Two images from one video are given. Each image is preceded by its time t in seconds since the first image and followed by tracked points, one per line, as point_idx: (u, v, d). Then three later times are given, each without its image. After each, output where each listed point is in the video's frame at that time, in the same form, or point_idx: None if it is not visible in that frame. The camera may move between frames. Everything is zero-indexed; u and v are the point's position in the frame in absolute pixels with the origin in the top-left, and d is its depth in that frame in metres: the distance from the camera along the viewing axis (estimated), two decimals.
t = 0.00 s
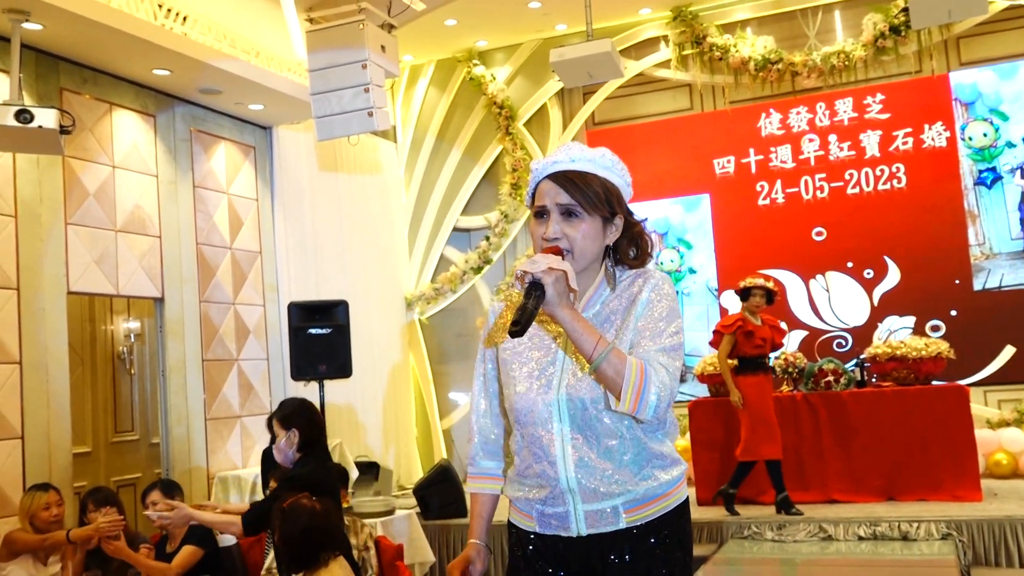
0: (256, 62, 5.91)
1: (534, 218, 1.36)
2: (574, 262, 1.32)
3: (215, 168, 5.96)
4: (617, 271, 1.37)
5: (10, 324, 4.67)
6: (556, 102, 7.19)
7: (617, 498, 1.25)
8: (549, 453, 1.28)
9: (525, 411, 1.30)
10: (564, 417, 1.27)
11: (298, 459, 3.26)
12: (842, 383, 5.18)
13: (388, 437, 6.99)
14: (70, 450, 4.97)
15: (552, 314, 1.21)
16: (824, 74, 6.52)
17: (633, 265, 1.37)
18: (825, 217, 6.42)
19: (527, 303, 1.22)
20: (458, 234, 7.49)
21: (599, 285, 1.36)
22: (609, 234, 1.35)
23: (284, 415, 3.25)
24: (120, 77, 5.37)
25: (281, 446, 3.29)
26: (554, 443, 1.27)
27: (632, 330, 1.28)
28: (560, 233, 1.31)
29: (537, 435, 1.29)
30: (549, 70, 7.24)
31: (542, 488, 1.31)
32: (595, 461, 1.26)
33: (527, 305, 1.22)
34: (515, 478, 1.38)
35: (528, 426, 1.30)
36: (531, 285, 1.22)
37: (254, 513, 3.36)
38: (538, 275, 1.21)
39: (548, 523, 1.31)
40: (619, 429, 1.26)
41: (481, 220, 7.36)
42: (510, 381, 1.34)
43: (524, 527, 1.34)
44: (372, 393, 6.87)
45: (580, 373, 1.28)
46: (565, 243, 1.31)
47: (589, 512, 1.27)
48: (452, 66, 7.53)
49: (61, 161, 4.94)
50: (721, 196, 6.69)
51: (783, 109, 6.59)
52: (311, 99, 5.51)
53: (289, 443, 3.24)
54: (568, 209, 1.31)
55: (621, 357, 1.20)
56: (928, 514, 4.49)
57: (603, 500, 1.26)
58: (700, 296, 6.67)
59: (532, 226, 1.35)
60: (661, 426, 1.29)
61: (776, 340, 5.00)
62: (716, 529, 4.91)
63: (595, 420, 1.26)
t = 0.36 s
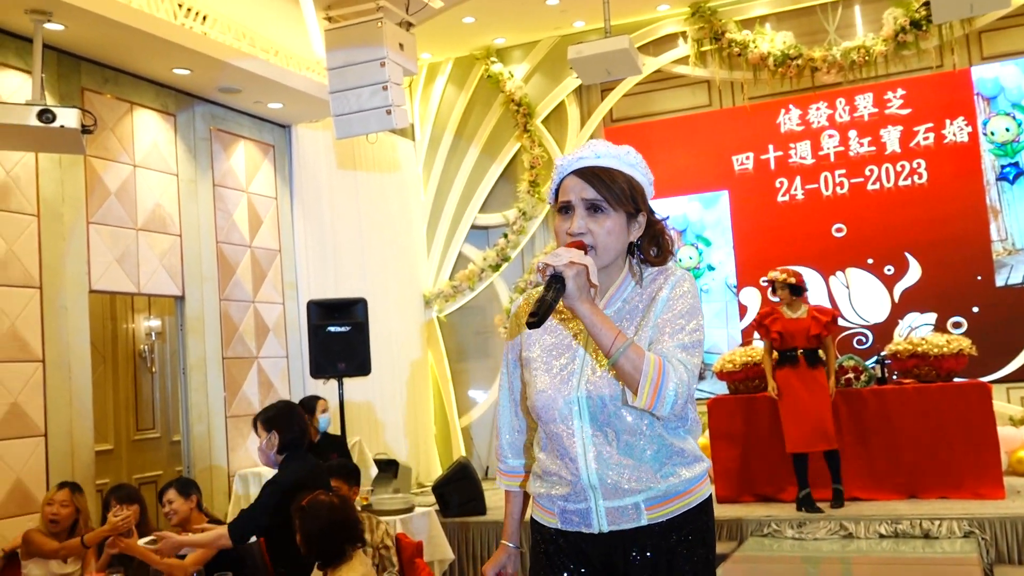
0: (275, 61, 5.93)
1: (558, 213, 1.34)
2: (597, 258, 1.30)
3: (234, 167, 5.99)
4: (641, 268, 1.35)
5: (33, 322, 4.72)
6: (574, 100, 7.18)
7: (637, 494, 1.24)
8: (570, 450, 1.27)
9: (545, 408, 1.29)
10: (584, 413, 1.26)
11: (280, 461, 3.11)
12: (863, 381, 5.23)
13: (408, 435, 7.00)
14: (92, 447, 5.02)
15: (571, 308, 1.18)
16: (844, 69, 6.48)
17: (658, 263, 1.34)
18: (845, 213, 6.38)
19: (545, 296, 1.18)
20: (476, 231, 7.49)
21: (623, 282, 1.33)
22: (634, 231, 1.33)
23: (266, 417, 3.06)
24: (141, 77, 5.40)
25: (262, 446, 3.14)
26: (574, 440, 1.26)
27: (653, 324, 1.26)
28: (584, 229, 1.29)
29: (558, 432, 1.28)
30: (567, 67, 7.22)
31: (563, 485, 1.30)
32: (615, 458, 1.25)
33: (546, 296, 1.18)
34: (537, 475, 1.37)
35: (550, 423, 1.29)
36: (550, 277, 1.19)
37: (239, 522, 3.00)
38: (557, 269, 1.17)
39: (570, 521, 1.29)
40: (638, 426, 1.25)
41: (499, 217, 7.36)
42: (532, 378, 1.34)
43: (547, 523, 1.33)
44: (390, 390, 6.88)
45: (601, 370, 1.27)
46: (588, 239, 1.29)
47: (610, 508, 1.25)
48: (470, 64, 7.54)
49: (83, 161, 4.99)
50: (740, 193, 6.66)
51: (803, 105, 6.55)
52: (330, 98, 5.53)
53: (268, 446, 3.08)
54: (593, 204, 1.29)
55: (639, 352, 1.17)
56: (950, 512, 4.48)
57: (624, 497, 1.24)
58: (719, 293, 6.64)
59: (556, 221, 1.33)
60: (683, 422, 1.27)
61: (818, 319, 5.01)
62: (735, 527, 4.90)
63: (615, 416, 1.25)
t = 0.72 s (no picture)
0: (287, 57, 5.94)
1: (576, 208, 1.32)
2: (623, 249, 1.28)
3: (247, 163, 6.01)
4: (653, 261, 1.34)
5: (47, 317, 4.76)
6: (586, 95, 7.17)
7: (656, 486, 1.21)
8: (588, 441, 1.24)
9: (562, 400, 1.26)
10: (602, 405, 1.23)
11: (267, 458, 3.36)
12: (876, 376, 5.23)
13: (420, 430, 7.02)
14: (107, 442, 5.06)
15: (604, 296, 1.17)
16: (858, 64, 6.44)
17: (666, 253, 1.35)
18: (859, 209, 6.35)
19: (583, 281, 1.17)
20: (488, 227, 7.49)
21: (637, 273, 1.32)
22: (649, 221, 1.33)
23: (256, 419, 3.29)
24: (154, 73, 5.42)
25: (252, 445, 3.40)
26: (591, 432, 1.23)
27: (671, 314, 1.25)
28: (609, 219, 1.28)
29: (575, 424, 1.25)
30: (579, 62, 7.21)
31: (579, 478, 1.26)
32: (633, 450, 1.22)
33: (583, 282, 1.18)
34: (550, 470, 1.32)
35: (566, 415, 1.26)
36: (588, 263, 1.17)
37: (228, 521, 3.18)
38: (596, 254, 1.16)
39: (585, 513, 1.25)
40: (656, 418, 1.22)
41: (511, 213, 7.36)
42: (546, 371, 1.30)
43: (561, 517, 1.29)
44: (403, 386, 6.89)
45: (619, 360, 1.24)
46: (613, 229, 1.27)
47: (627, 501, 1.22)
48: (482, 59, 7.53)
49: (97, 157, 5.01)
50: (753, 188, 6.64)
51: (816, 99, 6.52)
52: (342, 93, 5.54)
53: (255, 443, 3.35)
54: (616, 194, 1.29)
55: (672, 341, 1.16)
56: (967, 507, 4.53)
57: (642, 489, 1.21)
58: (732, 288, 6.61)
59: (574, 216, 1.31)
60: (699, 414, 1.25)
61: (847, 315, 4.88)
62: (743, 524, 4.91)
63: (635, 407, 1.22)
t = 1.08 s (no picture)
0: (293, 52, 5.94)
1: (585, 198, 1.30)
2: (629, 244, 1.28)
3: (254, 158, 6.01)
4: (658, 260, 1.33)
5: (55, 310, 4.79)
6: (592, 90, 7.16)
7: (667, 480, 1.20)
8: (599, 438, 1.21)
9: (573, 396, 1.23)
10: (614, 401, 1.21)
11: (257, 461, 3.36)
12: (883, 373, 5.28)
13: (426, 425, 7.03)
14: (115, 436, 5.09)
15: (617, 294, 1.16)
16: (865, 58, 6.42)
17: (669, 254, 1.35)
18: (866, 204, 6.34)
19: (601, 280, 1.15)
20: (494, 222, 7.50)
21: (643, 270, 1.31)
22: (656, 218, 1.32)
23: (243, 420, 3.28)
24: (161, 68, 5.43)
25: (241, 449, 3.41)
26: (603, 428, 1.20)
27: (681, 311, 1.25)
28: (616, 213, 1.27)
29: (586, 420, 1.22)
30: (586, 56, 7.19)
31: (588, 475, 1.23)
32: (645, 446, 1.20)
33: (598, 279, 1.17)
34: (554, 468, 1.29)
35: (576, 412, 1.23)
36: (601, 262, 1.16)
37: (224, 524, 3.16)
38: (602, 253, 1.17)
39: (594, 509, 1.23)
40: (668, 413, 1.21)
41: (517, 208, 7.36)
42: (553, 367, 1.27)
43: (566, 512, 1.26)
44: (409, 381, 6.91)
45: (631, 357, 1.22)
46: (621, 223, 1.26)
47: (638, 496, 1.20)
48: (488, 54, 7.52)
49: (103, 152, 5.03)
50: (760, 183, 6.63)
51: (823, 94, 6.50)
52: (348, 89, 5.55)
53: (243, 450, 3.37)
54: (626, 188, 1.28)
55: (685, 341, 1.16)
56: (972, 503, 4.57)
57: (653, 484, 1.20)
58: (738, 284, 6.61)
59: (582, 205, 1.30)
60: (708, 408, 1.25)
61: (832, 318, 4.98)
62: (757, 518, 4.91)
63: (648, 403, 1.20)
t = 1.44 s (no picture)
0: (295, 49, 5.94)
1: (587, 193, 1.29)
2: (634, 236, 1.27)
3: (255, 155, 6.01)
4: (660, 256, 1.32)
5: (57, 307, 4.80)
6: (593, 87, 7.15)
7: (672, 477, 1.18)
8: (604, 434, 1.19)
9: (578, 393, 1.21)
10: (619, 396, 1.19)
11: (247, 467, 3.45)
12: (884, 370, 5.25)
13: (428, 422, 7.03)
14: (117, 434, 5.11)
15: (625, 285, 1.15)
16: (866, 56, 6.41)
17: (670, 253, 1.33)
18: (867, 202, 6.33)
19: (609, 269, 1.15)
20: (495, 221, 7.51)
21: (646, 265, 1.30)
22: (658, 212, 1.31)
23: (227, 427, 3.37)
24: (162, 66, 5.42)
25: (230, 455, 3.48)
26: (609, 425, 1.19)
27: (685, 306, 1.24)
28: (620, 205, 1.26)
29: (591, 416, 1.20)
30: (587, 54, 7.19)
31: (592, 471, 1.21)
32: (650, 442, 1.18)
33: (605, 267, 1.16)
34: (557, 467, 1.27)
35: (581, 409, 1.21)
36: (609, 252, 1.16)
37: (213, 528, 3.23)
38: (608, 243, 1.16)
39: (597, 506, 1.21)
40: (673, 409, 1.19)
41: (519, 206, 7.36)
42: (557, 364, 1.25)
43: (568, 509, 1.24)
44: (410, 379, 6.91)
45: (636, 353, 1.21)
46: (626, 215, 1.26)
47: (642, 493, 1.18)
48: (489, 52, 7.51)
49: (105, 150, 5.03)
50: (761, 181, 6.63)
51: (824, 92, 6.50)
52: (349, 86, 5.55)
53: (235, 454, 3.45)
54: (629, 181, 1.27)
55: (691, 332, 1.15)
56: (976, 503, 4.63)
57: (658, 480, 1.18)
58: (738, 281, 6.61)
59: (585, 200, 1.29)
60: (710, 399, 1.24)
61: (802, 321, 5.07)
62: (770, 515, 4.93)
63: (653, 399, 1.19)
